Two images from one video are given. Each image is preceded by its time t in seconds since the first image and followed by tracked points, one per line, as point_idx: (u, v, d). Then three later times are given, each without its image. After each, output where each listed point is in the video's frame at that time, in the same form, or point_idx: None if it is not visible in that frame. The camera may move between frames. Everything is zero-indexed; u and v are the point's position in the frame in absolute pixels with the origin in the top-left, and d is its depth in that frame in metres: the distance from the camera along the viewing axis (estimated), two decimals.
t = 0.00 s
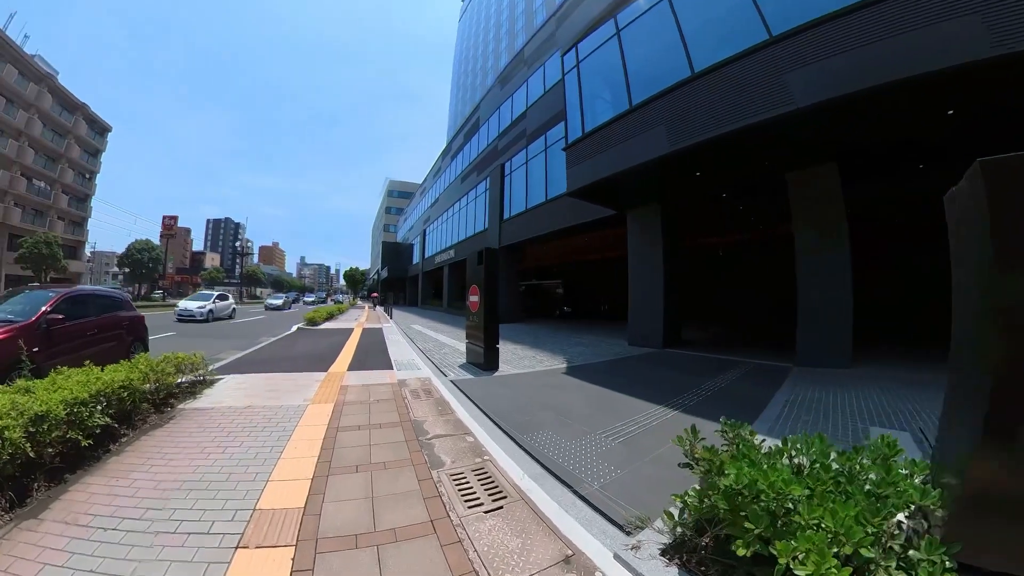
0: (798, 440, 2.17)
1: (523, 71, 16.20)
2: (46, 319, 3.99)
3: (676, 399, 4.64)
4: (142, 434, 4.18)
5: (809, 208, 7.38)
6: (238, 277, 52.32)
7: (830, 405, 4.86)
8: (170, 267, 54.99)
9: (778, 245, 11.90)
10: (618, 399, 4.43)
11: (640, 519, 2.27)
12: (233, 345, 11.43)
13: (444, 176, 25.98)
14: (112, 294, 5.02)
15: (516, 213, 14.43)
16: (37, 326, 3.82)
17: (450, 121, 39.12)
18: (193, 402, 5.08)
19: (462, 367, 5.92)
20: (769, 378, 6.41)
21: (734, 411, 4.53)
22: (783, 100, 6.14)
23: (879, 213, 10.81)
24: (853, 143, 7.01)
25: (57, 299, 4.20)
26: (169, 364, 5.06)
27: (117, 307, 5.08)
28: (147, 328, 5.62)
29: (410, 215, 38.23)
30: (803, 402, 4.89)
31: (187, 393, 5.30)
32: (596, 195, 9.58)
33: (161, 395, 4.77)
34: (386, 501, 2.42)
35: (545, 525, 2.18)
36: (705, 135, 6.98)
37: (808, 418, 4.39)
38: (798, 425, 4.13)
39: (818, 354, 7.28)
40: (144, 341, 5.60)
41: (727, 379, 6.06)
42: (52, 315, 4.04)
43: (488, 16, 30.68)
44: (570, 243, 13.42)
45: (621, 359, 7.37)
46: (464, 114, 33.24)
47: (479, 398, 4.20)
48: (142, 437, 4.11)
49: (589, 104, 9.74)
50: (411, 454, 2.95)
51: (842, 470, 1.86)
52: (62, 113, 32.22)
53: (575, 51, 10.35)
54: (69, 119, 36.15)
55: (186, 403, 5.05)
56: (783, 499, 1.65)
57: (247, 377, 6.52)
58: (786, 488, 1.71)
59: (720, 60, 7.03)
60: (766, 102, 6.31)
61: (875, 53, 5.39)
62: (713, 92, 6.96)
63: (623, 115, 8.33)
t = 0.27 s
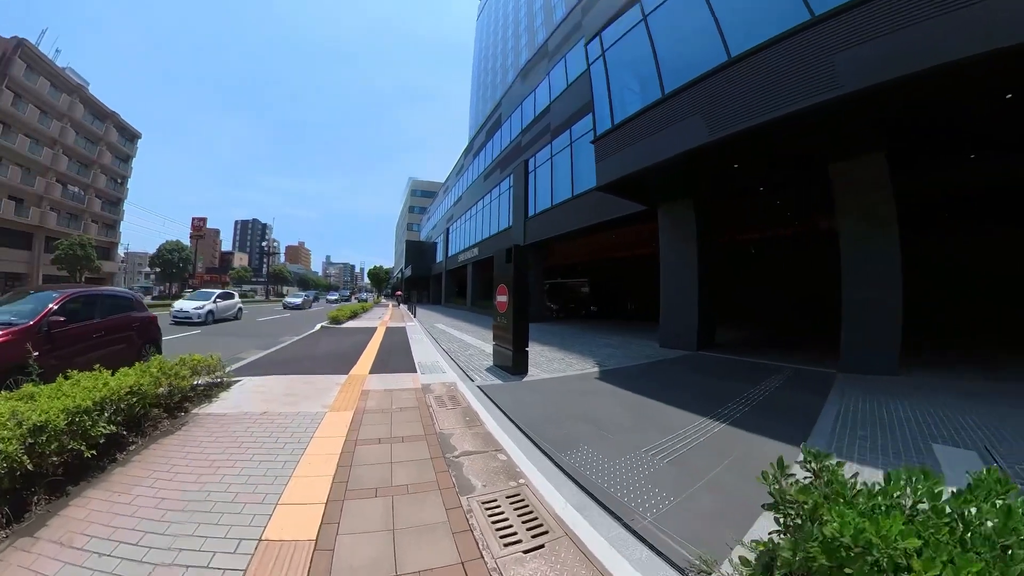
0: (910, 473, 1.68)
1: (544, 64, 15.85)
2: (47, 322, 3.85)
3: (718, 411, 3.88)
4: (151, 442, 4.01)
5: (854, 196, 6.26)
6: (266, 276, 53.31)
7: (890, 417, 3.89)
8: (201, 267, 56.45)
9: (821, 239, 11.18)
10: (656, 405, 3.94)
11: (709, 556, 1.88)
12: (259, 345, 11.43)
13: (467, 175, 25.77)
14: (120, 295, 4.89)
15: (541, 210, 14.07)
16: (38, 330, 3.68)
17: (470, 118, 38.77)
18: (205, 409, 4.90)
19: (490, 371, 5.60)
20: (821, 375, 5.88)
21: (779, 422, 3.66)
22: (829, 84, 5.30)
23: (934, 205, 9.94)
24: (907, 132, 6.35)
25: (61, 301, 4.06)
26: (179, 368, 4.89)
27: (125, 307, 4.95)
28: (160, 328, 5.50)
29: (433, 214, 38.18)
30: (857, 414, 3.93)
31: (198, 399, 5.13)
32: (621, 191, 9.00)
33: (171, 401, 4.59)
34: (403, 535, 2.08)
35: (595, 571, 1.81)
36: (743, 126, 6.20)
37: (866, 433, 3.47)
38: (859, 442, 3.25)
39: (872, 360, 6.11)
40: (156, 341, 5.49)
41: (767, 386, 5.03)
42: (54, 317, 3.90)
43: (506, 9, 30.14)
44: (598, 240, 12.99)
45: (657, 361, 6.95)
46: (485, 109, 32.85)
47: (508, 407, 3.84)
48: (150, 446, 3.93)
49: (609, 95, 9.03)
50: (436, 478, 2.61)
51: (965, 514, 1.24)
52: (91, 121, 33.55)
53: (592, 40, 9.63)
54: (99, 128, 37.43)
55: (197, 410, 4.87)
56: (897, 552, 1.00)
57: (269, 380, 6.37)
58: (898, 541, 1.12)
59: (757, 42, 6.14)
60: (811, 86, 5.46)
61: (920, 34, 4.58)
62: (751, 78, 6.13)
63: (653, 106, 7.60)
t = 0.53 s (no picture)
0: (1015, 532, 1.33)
1: (565, 59, 15.47)
2: (46, 332, 3.76)
3: (758, 430, 3.47)
4: (159, 454, 3.90)
5: (904, 188, 5.73)
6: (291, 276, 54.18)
7: (955, 439, 3.30)
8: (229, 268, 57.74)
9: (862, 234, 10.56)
10: (696, 423, 3.60)
11: None
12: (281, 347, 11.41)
13: (489, 173, 25.55)
14: (122, 299, 4.82)
15: (565, 209, 13.74)
16: (34, 340, 3.60)
17: (492, 114, 38.43)
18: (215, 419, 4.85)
19: (514, 379, 5.34)
20: (862, 388, 5.45)
21: (822, 443, 3.18)
22: (871, 74, 4.77)
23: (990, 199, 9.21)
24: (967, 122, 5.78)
25: (59, 309, 3.98)
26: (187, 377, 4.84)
27: (129, 311, 4.87)
28: (168, 330, 5.45)
29: (456, 212, 38.05)
30: (907, 434, 3.38)
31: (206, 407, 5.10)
32: (649, 187, 8.61)
33: (180, 411, 4.54)
34: None
35: None
36: (782, 117, 5.70)
37: (919, 459, 2.93)
38: (913, 471, 2.73)
39: (920, 369, 5.59)
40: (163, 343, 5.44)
41: (807, 399, 4.56)
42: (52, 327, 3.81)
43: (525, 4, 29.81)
44: (624, 239, 12.60)
45: (689, 368, 6.57)
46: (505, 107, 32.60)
47: (533, 423, 3.58)
48: (158, 459, 3.82)
49: (636, 87, 8.65)
50: (456, 509, 2.36)
51: None
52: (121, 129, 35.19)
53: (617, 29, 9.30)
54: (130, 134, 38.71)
55: (206, 419, 4.83)
56: None
57: (288, 387, 6.24)
58: None
59: (800, 24, 5.52)
60: (854, 75, 4.92)
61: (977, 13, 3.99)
62: (793, 63, 5.58)
63: (687, 95, 7.14)
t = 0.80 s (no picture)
0: None
1: (583, 58, 15.28)
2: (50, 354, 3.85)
3: (779, 463, 3.36)
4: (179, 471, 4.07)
5: (939, 193, 5.50)
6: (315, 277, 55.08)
7: (991, 479, 3.13)
8: (256, 269, 58.99)
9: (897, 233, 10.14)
10: (714, 453, 3.48)
11: None
12: (304, 352, 11.61)
13: (509, 173, 25.46)
14: (126, 314, 4.94)
15: (585, 212, 13.62)
16: (40, 364, 3.72)
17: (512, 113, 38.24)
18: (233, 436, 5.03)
19: (531, 395, 5.28)
20: (893, 410, 5.24)
21: (846, 480, 3.08)
22: (903, 77, 4.42)
23: None
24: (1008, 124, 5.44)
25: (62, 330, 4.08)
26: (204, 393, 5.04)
27: (134, 327, 5.01)
28: (176, 340, 5.59)
29: (478, 212, 38.04)
30: (941, 473, 3.24)
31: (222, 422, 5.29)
32: (671, 193, 8.43)
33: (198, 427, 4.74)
34: None
35: None
36: (807, 122, 5.37)
37: (951, 504, 2.79)
38: (943, 520, 2.60)
39: (955, 386, 5.32)
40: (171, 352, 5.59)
41: (833, 424, 4.43)
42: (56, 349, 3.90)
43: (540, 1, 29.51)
44: (645, 242, 12.41)
45: (712, 384, 6.41)
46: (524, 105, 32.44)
47: (546, 450, 3.53)
48: (180, 475, 3.99)
49: (656, 88, 8.46)
50: (461, 548, 2.32)
51: None
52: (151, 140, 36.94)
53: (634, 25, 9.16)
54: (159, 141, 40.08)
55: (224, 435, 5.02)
56: None
57: (308, 402, 6.31)
58: None
59: (821, 26, 5.26)
60: (883, 79, 4.59)
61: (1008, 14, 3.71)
62: (818, 64, 5.26)
63: (710, 96, 6.88)
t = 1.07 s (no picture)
0: None
1: (600, 56, 15.17)
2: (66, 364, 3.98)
3: (788, 481, 3.32)
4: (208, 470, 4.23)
5: (971, 195, 5.30)
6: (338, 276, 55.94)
7: (1012, 507, 3.04)
8: (281, 268, 60.22)
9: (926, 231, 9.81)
10: (726, 469, 3.44)
11: None
12: (325, 352, 11.82)
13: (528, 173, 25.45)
14: (140, 321, 5.08)
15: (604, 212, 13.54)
16: (56, 374, 3.85)
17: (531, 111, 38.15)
18: (255, 437, 5.19)
19: (545, 401, 5.29)
20: (916, 426, 5.10)
21: (857, 502, 3.04)
22: (931, 73, 4.21)
23: None
24: None
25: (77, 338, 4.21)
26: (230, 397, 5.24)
27: (147, 333, 5.15)
28: (189, 345, 5.74)
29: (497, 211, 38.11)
30: (959, 499, 3.16)
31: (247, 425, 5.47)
32: (690, 195, 8.31)
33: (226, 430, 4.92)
34: None
35: None
36: (833, 123, 5.19)
37: (966, 533, 2.74)
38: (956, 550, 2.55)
39: (984, 397, 5.13)
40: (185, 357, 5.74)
41: (850, 441, 4.34)
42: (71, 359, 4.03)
43: None
44: (665, 243, 12.27)
45: (731, 393, 6.32)
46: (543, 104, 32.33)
47: (556, 459, 3.54)
48: (208, 474, 4.15)
49: (674, 87, 8.34)
50: (466, 550, 2.35)
51: None
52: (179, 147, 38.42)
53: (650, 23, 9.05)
54: (187, 146, 41.35)
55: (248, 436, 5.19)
56: None
57: (329, 405, 6.44)
58: None
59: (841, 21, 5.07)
60: (909, 76, 4.39)
61: None
62: (839, 62, 5.07)
63: (728, 97, 6.74)
